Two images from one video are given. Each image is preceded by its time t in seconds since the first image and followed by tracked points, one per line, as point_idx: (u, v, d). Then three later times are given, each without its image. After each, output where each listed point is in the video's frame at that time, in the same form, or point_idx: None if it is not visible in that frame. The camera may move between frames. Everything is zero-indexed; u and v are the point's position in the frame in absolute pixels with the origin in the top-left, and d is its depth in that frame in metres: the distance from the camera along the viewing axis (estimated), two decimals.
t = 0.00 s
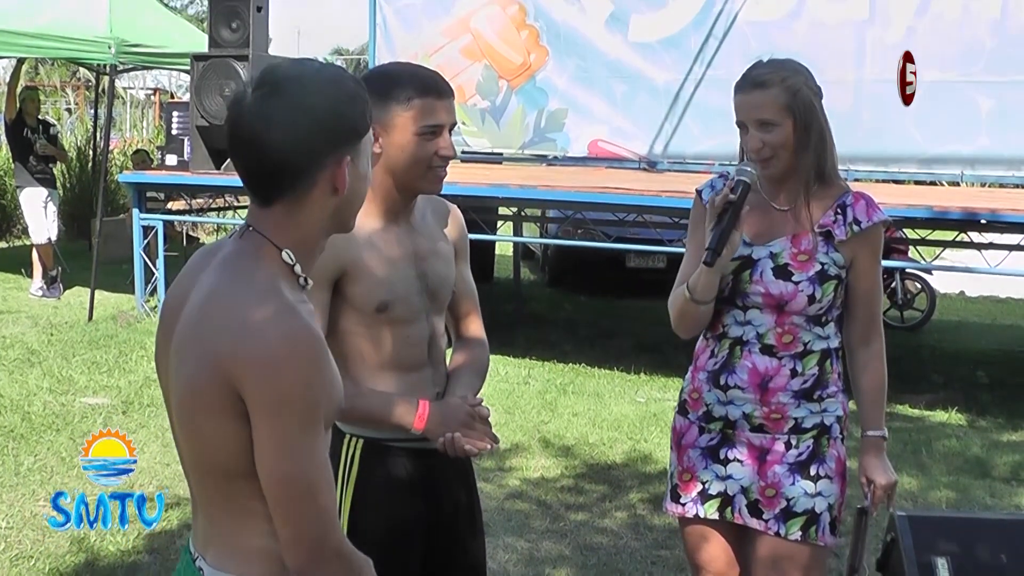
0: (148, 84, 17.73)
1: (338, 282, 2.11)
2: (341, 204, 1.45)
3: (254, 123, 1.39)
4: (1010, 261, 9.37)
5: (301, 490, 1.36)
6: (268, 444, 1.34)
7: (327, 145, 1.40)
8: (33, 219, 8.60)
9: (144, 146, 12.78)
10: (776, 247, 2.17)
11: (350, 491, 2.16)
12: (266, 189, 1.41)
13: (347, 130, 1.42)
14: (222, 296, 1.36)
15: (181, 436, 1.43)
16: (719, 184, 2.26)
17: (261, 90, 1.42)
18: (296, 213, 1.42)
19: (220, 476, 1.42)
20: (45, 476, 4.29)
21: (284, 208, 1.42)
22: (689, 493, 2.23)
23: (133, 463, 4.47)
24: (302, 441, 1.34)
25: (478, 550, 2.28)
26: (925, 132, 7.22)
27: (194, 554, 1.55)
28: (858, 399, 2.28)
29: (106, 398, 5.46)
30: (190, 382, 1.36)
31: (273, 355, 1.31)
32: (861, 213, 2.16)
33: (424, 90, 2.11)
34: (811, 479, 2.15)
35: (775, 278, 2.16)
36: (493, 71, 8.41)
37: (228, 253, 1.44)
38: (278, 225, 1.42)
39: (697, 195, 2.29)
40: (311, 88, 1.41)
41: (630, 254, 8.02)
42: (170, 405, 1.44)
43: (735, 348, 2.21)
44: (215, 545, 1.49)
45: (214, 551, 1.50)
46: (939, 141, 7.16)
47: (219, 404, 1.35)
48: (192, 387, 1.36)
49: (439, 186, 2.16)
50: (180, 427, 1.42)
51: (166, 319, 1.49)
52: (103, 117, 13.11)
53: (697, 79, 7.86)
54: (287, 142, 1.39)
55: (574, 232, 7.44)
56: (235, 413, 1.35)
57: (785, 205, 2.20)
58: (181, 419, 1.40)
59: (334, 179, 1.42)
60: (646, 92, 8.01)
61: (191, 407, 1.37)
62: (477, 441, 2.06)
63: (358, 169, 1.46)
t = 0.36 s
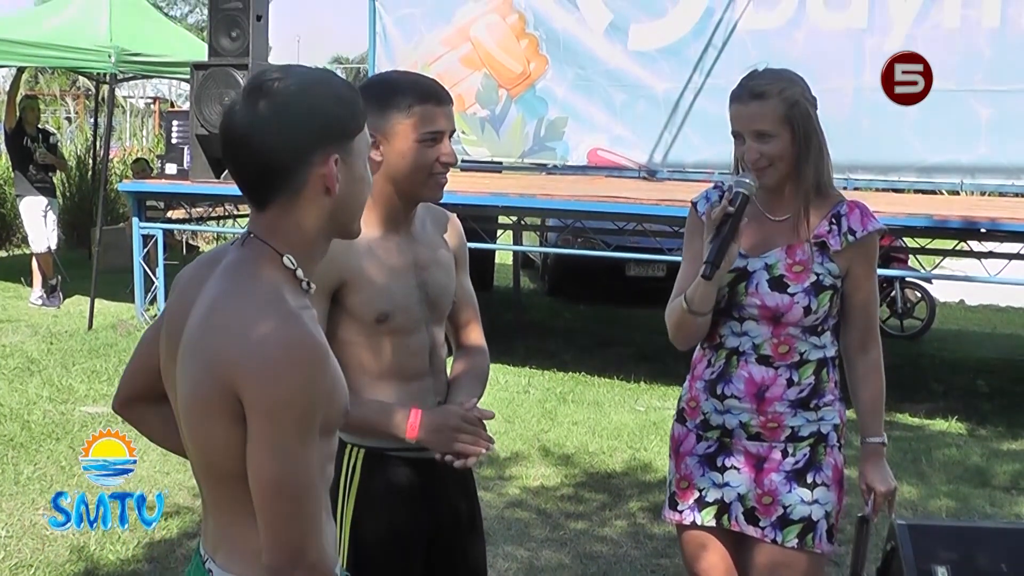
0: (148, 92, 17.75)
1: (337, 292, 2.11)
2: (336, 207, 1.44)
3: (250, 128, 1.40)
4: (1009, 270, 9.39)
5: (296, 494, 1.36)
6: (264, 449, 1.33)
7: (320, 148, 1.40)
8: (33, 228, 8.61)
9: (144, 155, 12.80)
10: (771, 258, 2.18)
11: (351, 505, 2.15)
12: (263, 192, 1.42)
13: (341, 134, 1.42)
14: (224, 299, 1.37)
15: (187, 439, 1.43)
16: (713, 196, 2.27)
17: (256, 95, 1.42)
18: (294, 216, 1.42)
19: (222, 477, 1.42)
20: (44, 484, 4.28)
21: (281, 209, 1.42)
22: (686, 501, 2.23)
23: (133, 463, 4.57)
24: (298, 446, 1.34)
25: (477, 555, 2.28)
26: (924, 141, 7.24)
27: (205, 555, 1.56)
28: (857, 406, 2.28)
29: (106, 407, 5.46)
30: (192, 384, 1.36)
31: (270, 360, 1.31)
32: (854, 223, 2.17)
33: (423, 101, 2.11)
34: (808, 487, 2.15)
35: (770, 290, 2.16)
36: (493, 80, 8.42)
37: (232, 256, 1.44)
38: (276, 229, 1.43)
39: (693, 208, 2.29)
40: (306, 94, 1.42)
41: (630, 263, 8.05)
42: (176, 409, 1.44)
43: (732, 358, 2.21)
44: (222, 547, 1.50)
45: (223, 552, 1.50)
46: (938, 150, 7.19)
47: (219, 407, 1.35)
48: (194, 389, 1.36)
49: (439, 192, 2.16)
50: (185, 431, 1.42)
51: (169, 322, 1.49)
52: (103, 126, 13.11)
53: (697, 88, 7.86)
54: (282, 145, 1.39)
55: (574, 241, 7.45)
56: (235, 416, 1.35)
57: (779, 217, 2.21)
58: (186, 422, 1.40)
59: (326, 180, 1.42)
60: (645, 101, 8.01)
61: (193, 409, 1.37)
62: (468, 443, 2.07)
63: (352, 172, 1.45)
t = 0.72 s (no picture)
0: (148, 95, 17.75)
1: (338, 296, 2.11)
2: (313, 210, 1.47)
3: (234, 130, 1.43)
4: (1009, 273, 9.39)
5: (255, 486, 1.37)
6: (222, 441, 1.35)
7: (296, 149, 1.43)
8: (33, 231, 8.60)
9: (145, 158, 12.80)
10: (765, 262, 2.18)
11: (351, 511, 2.16)
12: (243, 193, 1.44)
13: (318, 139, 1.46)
14: (190, 293, 1.39)
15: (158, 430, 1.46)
16: (703, 204, 2.27)
17: (241, 99, 1.45)
18: (269, 216, 1.44)
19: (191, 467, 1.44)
20: (44, 488, 4.28)
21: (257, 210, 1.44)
22: (695, 504, 2.21)
23: (133, 463, 4.58)
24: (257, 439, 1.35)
25: (480, 555, 2.27)
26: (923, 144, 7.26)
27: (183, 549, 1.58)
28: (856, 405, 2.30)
29: (106, 410, 5.45)
30: (157, 375, 1.39)
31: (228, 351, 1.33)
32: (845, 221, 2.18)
33: (422, 107, 2.11)
34: (815, 480, 2.15)
35: (767, 294, 2.16)
36: (493, 83, 8.39)
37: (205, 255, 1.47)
38: (253, 229, 1.45)
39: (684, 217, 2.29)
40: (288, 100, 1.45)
41: (629, 266, 8.02)
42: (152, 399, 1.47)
43: (732, 363, 2.20)
44: (195, 539, 1.53)
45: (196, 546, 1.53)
46: (937, 153, 7.21)
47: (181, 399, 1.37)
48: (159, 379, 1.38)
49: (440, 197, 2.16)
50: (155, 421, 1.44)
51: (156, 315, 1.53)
52: (103, 129, 13.11)
53: (697, 91, 7.85)
54: (261, 145, 1.42)
55: (574, 244, 7.45)
56: (193, 406, 1.37)
57: (770, 218, 2.22)
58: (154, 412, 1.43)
59: (301, 180, 1.44)
60: (645, 104, 8.01)
61: (158, 398, 1.40)
62: (467, 440, 2.07)
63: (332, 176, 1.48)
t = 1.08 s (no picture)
0: (148, 98, 17.76)
1: (335, 297, 2.11)
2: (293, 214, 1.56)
3: (218, 130, 1.54)
4: (1008, 275, 9.39)
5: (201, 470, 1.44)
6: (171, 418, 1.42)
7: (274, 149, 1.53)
8: (33, 233, 8.61)
9: (144, 160, 12.81)
10: (777, 265, 2.16)
11: (347, 510, 2.16)
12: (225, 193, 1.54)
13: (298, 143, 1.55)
14: (166, 281, 1.49)
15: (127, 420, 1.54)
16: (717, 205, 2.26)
17: (231, 107, 1.56)
18: (245, 214, 1.54)
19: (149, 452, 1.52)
20: (44, 490, 4.28)
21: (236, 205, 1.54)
22: (705, 511, 2.23)
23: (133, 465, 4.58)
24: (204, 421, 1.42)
25: (476, 555, 2.27)
26: (923, 147, 7.24)
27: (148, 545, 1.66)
28: (877, 412, 2.24)
29: (106, 412, 5.46)
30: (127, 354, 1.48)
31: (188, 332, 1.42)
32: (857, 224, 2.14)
33: (423, 106, 2.12)
34: (832, 498, 2.15)
35: (778, 297, 2.15)
36: (493, 85, 8.39)
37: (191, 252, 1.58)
38: (230, 227, 1.55)
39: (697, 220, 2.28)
40: (274, 107, 1.56)
41: (629, 268, 8.02)
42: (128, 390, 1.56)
43: (746, 369, 2.20)
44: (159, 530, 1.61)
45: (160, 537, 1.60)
46: (938, 154, 7.19)
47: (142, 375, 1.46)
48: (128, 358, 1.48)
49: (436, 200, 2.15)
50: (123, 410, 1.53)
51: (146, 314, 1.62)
52: (103, 131, 13.12)
53: (697, 93, 7.86)
54: (249, 149, 1.52)
55: (573, 246, 7.45)
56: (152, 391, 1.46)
57: (783, 221, 2.20)
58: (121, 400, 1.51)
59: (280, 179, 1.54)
60: (645, 105, 8.02)
61: (125, 383, 1.49)
62: (465, 448, 2.08)
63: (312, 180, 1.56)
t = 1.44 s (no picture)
0: (148, 98, 17.78)
1: (335, 298, 2.11)
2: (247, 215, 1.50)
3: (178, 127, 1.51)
4: (1007, 275, 9.39)
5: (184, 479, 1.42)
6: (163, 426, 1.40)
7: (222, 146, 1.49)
8: (33, 234, 8.61)
9: (145, 160, 12.82)
10: (822, 268, 2.13)
11: (347, 510, 2.17)
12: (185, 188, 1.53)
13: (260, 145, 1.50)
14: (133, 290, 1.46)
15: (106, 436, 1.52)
16: (758, 209, 2.24)
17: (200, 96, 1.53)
18: (204, 214, 1.52)
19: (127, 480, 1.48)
20: (44, 490, 4.28)
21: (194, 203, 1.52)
22: (743, 518, 2.21)
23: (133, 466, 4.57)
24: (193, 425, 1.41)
25: (476, 553, 2.27)
26: (924, 148, 7.23)
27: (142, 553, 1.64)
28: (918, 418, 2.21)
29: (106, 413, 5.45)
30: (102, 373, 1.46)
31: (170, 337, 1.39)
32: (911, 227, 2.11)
33: (419, 109, 2.11)
34: (877, 507, 2.12)
35: (824, 301, 2.11)
36: (493, 86, 8.39)
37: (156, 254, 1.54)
38: (195, 227, 1.53)
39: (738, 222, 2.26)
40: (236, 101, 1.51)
41: (629, 268, 8.01)
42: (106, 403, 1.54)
43: (789, 375, 2.17)
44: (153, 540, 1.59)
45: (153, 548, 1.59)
46: (938, 155, 7.18)
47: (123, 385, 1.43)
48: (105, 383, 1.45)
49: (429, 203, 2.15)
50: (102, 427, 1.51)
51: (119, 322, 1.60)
52: (103, 132, 13.14)
53: (697, 93, 7.86)
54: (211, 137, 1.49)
55: (573, 246, 7.44)
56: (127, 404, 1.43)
57: (824, 223, 2.17)
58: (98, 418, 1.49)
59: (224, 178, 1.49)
60: (645, 105, 8.03)
61: (102, 398, 1.47)
62: (467, 453, 2.10)
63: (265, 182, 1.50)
